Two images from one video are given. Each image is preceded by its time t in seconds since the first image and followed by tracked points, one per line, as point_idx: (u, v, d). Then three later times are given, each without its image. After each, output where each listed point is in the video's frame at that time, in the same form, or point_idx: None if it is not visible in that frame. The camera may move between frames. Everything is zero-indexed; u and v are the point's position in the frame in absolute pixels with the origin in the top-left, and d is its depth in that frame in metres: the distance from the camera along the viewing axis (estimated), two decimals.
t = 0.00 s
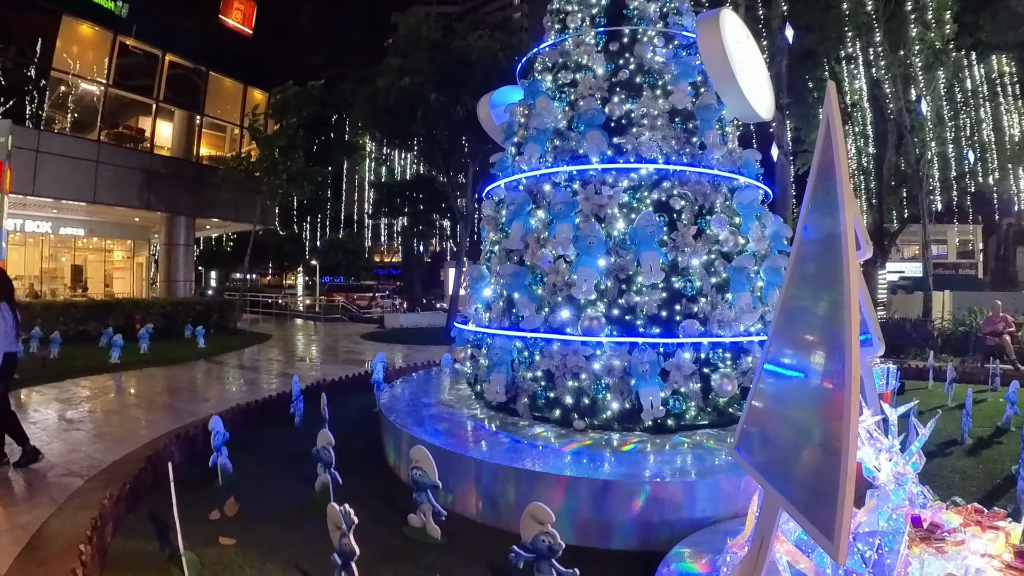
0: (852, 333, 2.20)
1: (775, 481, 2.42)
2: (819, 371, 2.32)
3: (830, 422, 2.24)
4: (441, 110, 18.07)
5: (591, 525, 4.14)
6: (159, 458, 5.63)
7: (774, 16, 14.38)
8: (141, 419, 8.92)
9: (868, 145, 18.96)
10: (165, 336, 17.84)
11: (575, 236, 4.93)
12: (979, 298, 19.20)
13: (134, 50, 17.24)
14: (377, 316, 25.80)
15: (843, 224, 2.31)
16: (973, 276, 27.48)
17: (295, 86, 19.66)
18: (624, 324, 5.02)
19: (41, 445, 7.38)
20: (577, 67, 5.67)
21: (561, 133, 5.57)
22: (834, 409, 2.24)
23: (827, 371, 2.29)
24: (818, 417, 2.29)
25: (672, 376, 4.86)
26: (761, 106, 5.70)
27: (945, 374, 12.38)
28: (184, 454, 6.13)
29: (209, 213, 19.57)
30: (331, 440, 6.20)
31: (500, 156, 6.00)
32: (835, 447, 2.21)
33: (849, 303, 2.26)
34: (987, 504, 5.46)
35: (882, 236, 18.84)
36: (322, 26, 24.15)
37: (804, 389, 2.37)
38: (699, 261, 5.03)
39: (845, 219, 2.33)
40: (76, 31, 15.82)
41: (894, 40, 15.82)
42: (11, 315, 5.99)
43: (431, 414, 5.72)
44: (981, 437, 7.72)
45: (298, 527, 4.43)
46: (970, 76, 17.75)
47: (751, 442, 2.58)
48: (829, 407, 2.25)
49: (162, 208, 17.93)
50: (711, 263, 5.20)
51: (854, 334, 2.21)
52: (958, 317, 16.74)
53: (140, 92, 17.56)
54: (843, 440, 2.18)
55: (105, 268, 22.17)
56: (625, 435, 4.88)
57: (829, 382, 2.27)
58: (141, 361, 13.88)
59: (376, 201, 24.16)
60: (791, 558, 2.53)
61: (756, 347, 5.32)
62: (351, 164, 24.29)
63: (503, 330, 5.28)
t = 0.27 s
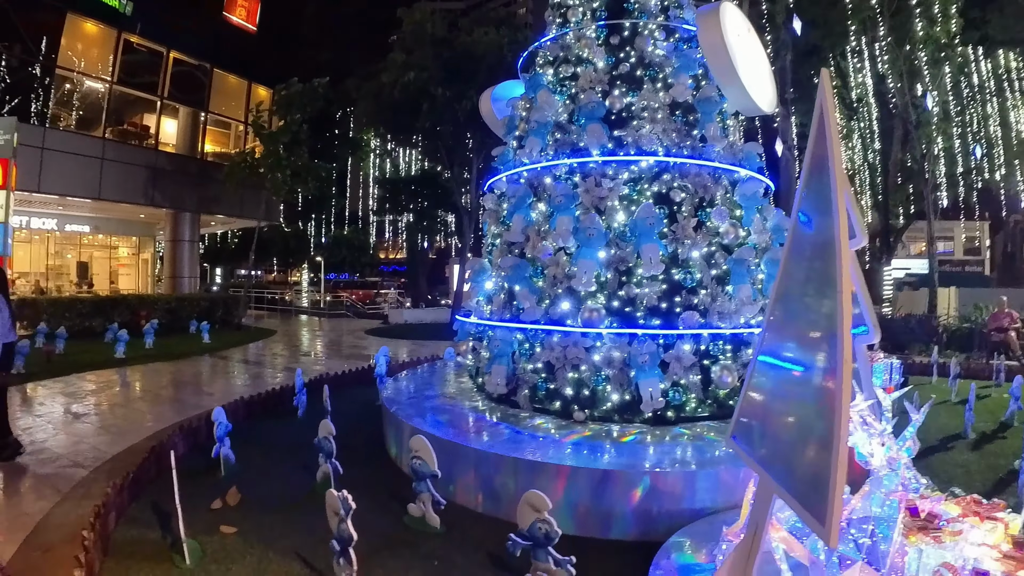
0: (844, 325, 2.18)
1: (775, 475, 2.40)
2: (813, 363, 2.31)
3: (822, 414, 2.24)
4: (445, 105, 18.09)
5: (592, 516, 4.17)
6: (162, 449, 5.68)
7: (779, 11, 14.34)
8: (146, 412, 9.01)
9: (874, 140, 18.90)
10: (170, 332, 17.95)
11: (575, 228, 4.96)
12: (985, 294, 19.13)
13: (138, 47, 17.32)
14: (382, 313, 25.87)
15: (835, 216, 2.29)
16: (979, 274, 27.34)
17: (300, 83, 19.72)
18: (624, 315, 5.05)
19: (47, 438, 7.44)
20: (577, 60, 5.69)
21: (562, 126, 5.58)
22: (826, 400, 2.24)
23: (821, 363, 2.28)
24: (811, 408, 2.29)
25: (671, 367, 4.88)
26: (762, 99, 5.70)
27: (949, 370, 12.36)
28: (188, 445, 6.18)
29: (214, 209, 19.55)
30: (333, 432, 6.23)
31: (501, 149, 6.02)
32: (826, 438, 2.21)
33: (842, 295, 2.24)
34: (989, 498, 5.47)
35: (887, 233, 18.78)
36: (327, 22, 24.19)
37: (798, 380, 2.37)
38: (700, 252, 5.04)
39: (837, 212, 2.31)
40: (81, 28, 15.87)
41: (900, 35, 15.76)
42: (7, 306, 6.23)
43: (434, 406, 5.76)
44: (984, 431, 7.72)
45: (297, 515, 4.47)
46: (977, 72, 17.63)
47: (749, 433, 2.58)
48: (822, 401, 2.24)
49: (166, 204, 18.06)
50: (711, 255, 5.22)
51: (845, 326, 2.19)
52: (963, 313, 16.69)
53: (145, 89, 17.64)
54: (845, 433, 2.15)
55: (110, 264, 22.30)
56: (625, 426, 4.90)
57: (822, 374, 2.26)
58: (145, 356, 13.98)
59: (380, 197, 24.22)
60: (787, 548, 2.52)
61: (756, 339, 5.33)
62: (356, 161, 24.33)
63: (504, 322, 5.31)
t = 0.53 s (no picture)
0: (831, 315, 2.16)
1: (766, 466, 2.41)
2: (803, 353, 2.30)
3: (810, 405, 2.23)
4: (447, 101, 18.09)
5: (588, 506, 4.21)
6: (163, 440, 5.74)
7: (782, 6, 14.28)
8: (148, 405, 9.07)
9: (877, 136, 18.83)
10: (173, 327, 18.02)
11: (573, 222, 4.99)
12: (987, 290, 19.08)
13: (140, 44, 17.34)
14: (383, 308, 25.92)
15: (824, 207, 2.27)
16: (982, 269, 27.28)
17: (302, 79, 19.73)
18: (620, 308, 5.07)
19: (51, 431, 7.49)
20: (576, 55, 5.70)
21: (560, 120, 5.60)
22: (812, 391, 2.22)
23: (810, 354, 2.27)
24: (800, 398, 2.28)
25: (668, 360, 4.89)
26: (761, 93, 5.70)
27: (951, 365, 12.35)
28: (189, 437, 6.23)
29: (216, 205, 19.50)
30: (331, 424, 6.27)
31: (499, 143, 6.03)
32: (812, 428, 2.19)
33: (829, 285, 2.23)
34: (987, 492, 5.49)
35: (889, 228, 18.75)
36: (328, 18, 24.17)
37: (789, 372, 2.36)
38: (696, 246, 5.06)
39: (826, 204, 2.29)
40: (83, 25, 15.88)
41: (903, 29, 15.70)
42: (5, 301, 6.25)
43: (433, 399, 5.80)
44: (984, 426, 7.73)
45: (296, 505, 4.52)
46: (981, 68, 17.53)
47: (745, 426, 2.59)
48: (810, 390, 2.23)
49: (168, 201, 18.14)
50: (708, 248, 5.22)
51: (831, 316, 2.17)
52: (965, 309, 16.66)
53: (147, 85, 17.66)
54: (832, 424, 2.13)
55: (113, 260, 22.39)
56: (621, 419, 4.92)
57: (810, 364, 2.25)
58: (148, 351, 14.04)
59: (382, 193, 24.24)
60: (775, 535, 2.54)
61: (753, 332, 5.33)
62: (358, 157, 24.33)
63: (501, 315, 5.34)
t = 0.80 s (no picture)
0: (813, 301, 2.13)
1: (756, 458, 2.33)
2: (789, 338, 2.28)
3: (794, 389, 2.20)
4: (448, 95, 18.07)
5: (584, 496, 4.24)
6: (161, 431, 5.78)
7: None
8: (150, 397, 9.14)
9: (879, 130, 18.79)
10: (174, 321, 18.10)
11: (567, 213, 5.01)
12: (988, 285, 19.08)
13: (139, 39, 17.36)
14: (384, 302, 25.96)
15: (806, 195, 2.24)
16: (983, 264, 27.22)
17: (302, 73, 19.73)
18: (615, 299, 5.09)
19: (52, 424, 7.53)
20: (572, 47, 5.71)
21: (556, 113, 5.61)
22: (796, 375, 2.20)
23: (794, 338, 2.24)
24: (785, 382, 2.25)
25: (662, 351, 4.91)
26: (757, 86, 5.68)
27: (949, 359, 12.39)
28: (188, 428, 6.27)
29: (217, 200, 19.50)
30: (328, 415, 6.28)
31: (496, 136, 6.05)
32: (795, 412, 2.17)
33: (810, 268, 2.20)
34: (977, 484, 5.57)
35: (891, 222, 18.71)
36: (329, 12, 24.11)
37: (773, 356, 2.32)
38: (690, 237, 5.07)
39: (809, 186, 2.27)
40: (82, 20, 15.90)
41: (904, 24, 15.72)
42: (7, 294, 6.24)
43: (430, 389, 5.84)
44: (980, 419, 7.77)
45: (293, 493, 4.55)
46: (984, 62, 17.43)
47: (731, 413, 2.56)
48: (794, 375, 2.20)
49: (169, 195, 18.12)
50: (703, 240, 5.23)
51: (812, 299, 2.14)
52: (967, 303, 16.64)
53: (147, 80, 17.68)
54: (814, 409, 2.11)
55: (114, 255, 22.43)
56: (615, 409, 4.95)
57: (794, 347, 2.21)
58: (149, 345, 14.10)
59: (383, 187, 24.26)
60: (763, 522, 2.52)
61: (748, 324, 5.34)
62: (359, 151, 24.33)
63: (497, 306, 5.38)
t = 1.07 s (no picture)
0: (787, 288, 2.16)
1: (734, 446, 2.39)
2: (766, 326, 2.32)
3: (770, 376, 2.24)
4: (448, 89, 18.07)
5: (577, 485, 4.32)
6: (161, 421, 5.86)
7: None
8: (152, 389, 9.22)
9: (880, 124, 18.76)
10: (176, 315, 18.18)
11: (560, 207, 5.08)
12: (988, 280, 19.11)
13: (139, 34, 17.38)
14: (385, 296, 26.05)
15: (783, 184, 2.28)
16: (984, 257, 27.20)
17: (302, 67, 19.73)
18: (606, 291, 5.16)
19: (56, 415, 7.63)
20: (566, 42, 5.75)
21: (550, 107, 5.65)
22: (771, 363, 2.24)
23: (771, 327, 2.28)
24: (761, 370, 2.30)
25: (652, 342, 4.98)
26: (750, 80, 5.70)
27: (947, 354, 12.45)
28: (189, 419, 6.35)
29: (218, 194, 19.51)
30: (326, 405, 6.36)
31: (492, 130, 6.10)
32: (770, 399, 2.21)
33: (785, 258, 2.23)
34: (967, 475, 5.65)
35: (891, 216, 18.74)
36: (329, 5, 24.06)
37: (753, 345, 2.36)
38: (681, 230, 5.13)
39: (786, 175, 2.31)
40: (82, 15, 15.93)
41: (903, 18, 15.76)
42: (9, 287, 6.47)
43: (426, 380, 5.93)
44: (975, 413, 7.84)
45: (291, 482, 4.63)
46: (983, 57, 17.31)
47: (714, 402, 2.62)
48: (769, 362, 2.24)
49: (170, 189, 18.15)
50: (695, 233, 5.28)
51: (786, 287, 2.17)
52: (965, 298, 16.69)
53: (146, 75, 17.71)
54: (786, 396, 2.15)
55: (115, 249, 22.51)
56: (606, 400, 5.03)
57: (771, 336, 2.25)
58: (150, 338, 14.19)
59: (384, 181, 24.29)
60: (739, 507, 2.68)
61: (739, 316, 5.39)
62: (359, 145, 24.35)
63: (491, 299, 5.45)
